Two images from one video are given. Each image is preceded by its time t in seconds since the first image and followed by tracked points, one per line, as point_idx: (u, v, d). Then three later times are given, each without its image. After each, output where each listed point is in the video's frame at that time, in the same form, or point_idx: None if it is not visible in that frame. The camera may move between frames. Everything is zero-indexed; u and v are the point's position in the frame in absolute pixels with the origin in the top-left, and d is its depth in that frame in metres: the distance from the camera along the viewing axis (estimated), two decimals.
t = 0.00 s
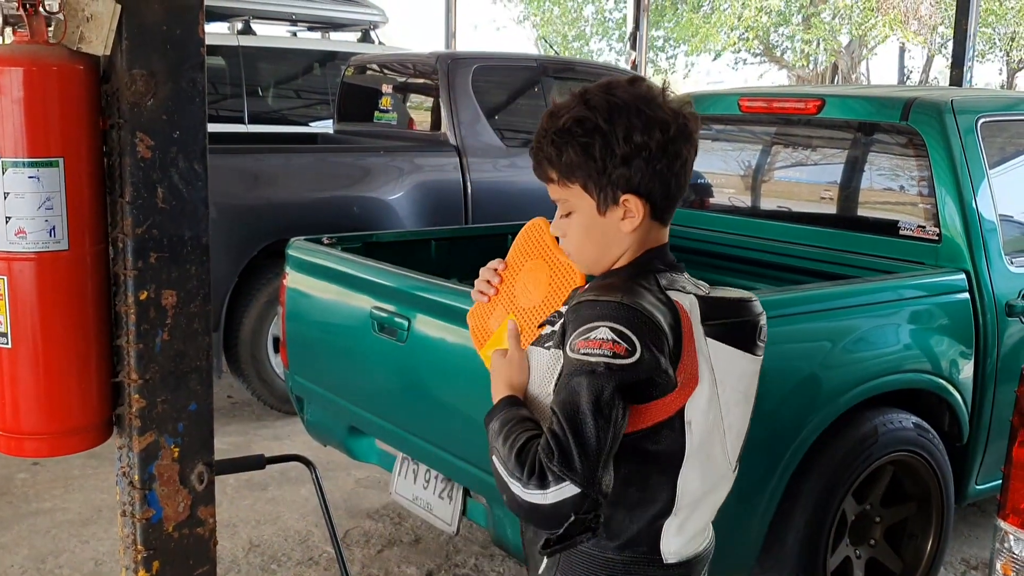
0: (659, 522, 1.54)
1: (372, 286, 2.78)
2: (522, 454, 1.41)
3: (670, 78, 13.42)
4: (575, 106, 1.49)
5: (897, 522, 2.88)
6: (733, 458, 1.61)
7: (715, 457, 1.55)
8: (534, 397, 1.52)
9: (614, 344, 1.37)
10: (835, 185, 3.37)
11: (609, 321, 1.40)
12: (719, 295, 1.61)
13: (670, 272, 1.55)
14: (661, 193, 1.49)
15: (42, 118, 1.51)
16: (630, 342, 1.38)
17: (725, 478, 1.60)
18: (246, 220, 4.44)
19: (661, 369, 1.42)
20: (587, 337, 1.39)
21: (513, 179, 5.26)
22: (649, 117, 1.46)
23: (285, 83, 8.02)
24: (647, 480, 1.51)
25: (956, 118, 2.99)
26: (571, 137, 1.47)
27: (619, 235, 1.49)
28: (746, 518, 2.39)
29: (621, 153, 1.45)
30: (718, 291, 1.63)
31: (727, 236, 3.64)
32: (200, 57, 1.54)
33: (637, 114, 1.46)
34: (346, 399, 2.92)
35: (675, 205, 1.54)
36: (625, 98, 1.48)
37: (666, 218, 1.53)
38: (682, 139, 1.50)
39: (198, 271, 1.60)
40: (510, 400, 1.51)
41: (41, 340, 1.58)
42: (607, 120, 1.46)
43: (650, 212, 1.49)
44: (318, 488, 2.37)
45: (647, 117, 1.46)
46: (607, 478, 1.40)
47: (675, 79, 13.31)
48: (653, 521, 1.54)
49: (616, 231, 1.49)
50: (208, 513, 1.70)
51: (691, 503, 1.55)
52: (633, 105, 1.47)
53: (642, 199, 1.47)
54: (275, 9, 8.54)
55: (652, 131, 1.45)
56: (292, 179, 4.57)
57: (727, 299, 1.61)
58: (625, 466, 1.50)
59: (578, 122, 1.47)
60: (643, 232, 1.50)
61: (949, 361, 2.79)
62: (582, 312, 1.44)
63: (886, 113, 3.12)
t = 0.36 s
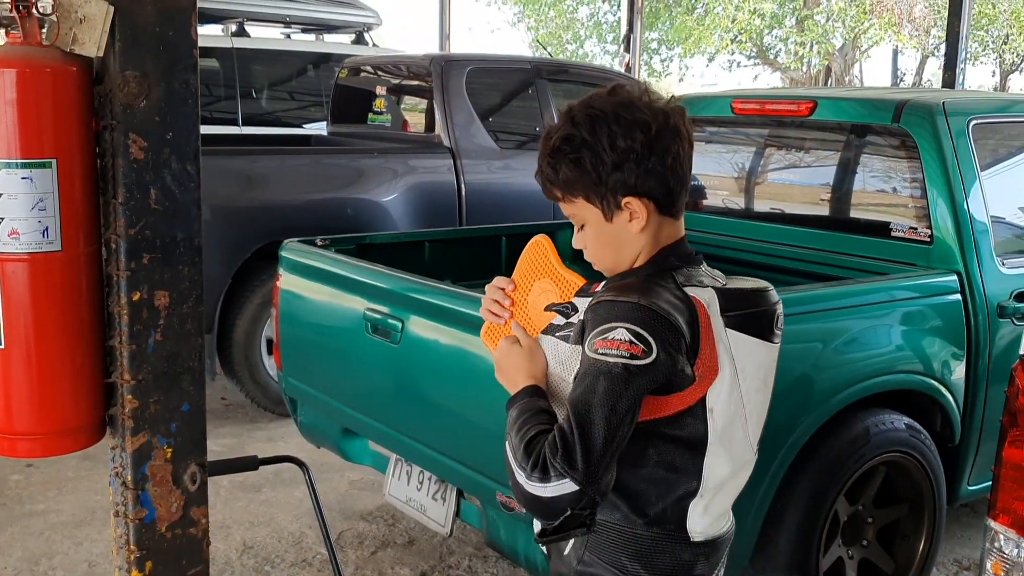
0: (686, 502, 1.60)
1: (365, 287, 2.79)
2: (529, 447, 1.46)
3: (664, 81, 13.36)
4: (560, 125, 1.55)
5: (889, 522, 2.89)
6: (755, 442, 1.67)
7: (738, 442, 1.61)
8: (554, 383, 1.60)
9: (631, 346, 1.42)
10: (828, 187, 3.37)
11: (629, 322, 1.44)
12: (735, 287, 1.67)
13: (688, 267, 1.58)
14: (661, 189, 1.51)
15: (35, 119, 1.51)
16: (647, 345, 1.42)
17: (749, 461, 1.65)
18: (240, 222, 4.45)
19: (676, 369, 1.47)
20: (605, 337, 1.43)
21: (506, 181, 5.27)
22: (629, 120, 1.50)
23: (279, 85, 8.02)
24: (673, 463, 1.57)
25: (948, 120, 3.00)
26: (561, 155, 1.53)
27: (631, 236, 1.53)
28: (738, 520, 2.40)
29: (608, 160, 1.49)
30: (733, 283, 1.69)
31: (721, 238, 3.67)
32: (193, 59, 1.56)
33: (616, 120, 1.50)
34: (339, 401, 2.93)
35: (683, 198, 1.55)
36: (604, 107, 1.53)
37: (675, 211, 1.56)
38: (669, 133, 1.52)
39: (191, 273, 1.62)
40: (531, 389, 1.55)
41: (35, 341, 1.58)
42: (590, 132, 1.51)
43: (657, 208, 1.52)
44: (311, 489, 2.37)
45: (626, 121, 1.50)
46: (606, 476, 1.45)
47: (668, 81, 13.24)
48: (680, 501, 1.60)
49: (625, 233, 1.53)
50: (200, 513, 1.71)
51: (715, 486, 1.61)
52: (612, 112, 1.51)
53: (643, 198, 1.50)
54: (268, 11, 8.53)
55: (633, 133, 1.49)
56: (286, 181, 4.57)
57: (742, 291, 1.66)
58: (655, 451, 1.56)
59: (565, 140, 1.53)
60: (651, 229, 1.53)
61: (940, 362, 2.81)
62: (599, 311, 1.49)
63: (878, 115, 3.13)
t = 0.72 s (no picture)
0: (656, 516, 1.59)
1: (345, 293, 2.78)
2: (486, 452, 1.46)
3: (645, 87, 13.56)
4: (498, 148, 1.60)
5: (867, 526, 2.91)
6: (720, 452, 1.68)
7: (705, 453, 1.62)
8: (521, 400, 1.58)
9: (599, 351, 1.42)
10: (806, 193, 3.40)
11: (596, 328, 1.44)
12: (704, 293, 1.67)
13: (652, 274, 1.59)
14: (600, 189, 1.51)
15: (13, 125, 1.51)
16: (614, 352, 1.42)
17: (716, 472, 1.66)
18: (219, 227, 4.43)
19: (645, 378, 1.47)
20: (573, 342, 1.43)
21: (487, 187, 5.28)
22: (553, 127, 1.53)
23: (258, 90, 7.99)
24: (641, 477, 1.57)
25: (924, 127, 3.05)
26: (502, 173, 1.58)
27: (582, 243, 1.54)
28: (716, 525, 2.41)
29: (541, 169, 1.52)
30: (702, 290, 1.68)
31: (697, 243, 3.69)
32: (172, 65, 1.56)
33: (542, 128, 1.53)
34: (319, 406, 2.92)
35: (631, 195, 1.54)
36: (532, 118, 1.56)
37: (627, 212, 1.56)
38: (598, 131, 1.52)
39: (170, 279, 1.62)
40: (497, 403, 1.54)
41: (11, 349, 1.57)
42: (521, 146, 1.55)
43: (603, 211, 1.53)
44: (291, 495, 2.36)
45: (550, 129, 1.53)
46: (565, 483, 1.44)
47: (649, 87, 13.39)
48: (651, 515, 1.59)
49: (575, 240, 1.54)
50: (179, 519, 1.71)
51: (683, 499, 1.60)
52: (538, 122, 1.54)
53: (582, 202, 1.51)
54: (247, 16, 8.52)
55: (557, 139, 1.52)
56: (266, 186, 4.56)
57: (711, 298, 1.66)
58: (620, 461, 1.56)
59: (502, 156, 1.58)
60: (600, 234, 1.54)
61: (917, 367, 2.84)
62: (566, 316, 1.49)
63: (855, 122, 3.17)
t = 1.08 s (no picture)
0: (602, 549, 1.51)
1: (331, 299, 2.78)
2: (392, 506, 1.50)
3: (631, 93, 13.80)
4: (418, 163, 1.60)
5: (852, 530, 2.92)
6: (669, 474, 1.60)
7: (650, 479, 1.54)
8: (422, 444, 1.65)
9: (516, 392, 1.38)
10: (791, 199, 3.42)
11: (517, 366, 1.40)
12: (644, 309, 1.58)
13: (589, 294, 1.53)
14: (514, 201, 1.49)
15: None
16: (532, 393, 1.38)
17: (665, 496, 1.58)
18: (205, 232, 4.42)
19: (571, 416, 1.41)
20: (491, 381, 1.40)
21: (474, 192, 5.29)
22: (463, 139, 1.53)
23: (245, 95, 7.98)
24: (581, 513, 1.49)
25: (907, 133, 3.08)
26: (421, 189, 1.58)
27: (502, 259, 1.52)
28: (701, 530, 2.42)
29: (453, 182, 1.52)
30: (642, 304, 1.59)
31: (679, 248, 3.67)
32: (158, 71, 1.56)
33: (451, 140, 1.53)
34: (305, 412, 2.92)
35: (550, 206, 1.52)
36: (444, 132, 1.56)
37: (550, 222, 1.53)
38: (509, 140, 1.51)
39: (156, 285, 1.62)
40: (401, 449, 1.60)
41: None
42: (434, 159, 1.55)
43: (520, 223, 1.50)
44: (276, 502, 2.36)
45: (460, 140, 1.53)
46: (475, 536, 1.42)
47: (635, 92, 13.75)
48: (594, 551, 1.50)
49: (494, 257, 1.52)
50: (165, 525, 1.70)
51: (627, 531, 1.52)
52: (449, 134, 1.54)
53: (497, 215, 1.50)
54: (235, 21, 8.51)
55: (466, 151, 1.51)
56: (252, 191, 4.55)
57: (653, 314, 1.57)
58: (556, 493, 1.48)
59: (419, 173, 1.58)
60: (520, 248, 1.51)
61: (901, 372, 2.85)
62: (490, 349, 1.45)
63: (839, 128, 3.21)
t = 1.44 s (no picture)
0: (556, 560, 1.54)
1: (328, 300, 2.78)
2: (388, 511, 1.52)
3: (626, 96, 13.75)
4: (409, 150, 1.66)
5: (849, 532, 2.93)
6: (626, 486, 1.61)
7: (605, 490, 1.55)
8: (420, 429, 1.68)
9: (458, 396, 1.43)
10: (786, 202, 3.43)
11: (459, 370, 1.44)
12: (610, 318, 1.58)
13: (551, 294, 1.54)
14: (477, 197, 1.52)
15: None
16: (472, 395, 1.42)
17: (620, 509, 1.60)
18: (201, 234, 4.41)
19: (516, 412, 1.44)
20: (442, 385, 1.45)
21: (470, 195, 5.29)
22: (441, 131, 1.56)
23: (241, 97, 7.99)
24: (535, 521, 1.53)
25: (903, 137, 3.09)
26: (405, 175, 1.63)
27: (467, 252, 1.56)
28: (698, 531, 2.42)
29: (426, 172, 1.56)
30: (610, 311, 1.61)
31: (675, 250, 3.68)
32: (159, 72, 1.57)
33: (433, 131, 1.57)
34: (302, 414, 2.92)
35: (517, 205, 1.53)
36: (430, 121, 1.60)
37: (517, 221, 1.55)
38: (481, 136, 1.53)
39: (156, 285, 1.62)
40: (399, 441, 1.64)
41: None
42: (415, 148, 1.60)
43: (484, 220, 1.53)
44: (274, 504, 2.35)
45: (437, 132, 1.56)
46: (461, 536, 1.47)
47: (630, 95, 13.63)
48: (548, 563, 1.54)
49: (459, 249, 1.56)
50: (165, 526, 1.71)
51: (580, 541, 1.54)
52: (432, 124, 1.58)
53: (462, 209, 1.53)
54: (231, 23, 8.52)
55: (439, 143, 1.55)
56: (248, 193, 4.54)
57: (616, 323, 1.57)
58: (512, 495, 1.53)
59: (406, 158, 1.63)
60: (484, 243, 1.55)
61: (897, 374, 2.86)
62: (443, 344, 1.48)
63: (835, 131, 3.23)
